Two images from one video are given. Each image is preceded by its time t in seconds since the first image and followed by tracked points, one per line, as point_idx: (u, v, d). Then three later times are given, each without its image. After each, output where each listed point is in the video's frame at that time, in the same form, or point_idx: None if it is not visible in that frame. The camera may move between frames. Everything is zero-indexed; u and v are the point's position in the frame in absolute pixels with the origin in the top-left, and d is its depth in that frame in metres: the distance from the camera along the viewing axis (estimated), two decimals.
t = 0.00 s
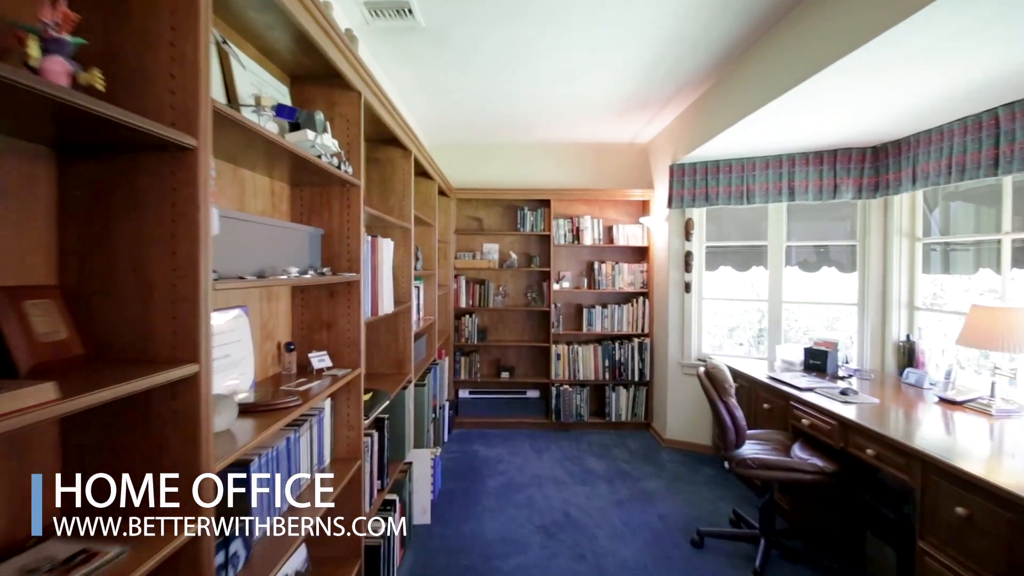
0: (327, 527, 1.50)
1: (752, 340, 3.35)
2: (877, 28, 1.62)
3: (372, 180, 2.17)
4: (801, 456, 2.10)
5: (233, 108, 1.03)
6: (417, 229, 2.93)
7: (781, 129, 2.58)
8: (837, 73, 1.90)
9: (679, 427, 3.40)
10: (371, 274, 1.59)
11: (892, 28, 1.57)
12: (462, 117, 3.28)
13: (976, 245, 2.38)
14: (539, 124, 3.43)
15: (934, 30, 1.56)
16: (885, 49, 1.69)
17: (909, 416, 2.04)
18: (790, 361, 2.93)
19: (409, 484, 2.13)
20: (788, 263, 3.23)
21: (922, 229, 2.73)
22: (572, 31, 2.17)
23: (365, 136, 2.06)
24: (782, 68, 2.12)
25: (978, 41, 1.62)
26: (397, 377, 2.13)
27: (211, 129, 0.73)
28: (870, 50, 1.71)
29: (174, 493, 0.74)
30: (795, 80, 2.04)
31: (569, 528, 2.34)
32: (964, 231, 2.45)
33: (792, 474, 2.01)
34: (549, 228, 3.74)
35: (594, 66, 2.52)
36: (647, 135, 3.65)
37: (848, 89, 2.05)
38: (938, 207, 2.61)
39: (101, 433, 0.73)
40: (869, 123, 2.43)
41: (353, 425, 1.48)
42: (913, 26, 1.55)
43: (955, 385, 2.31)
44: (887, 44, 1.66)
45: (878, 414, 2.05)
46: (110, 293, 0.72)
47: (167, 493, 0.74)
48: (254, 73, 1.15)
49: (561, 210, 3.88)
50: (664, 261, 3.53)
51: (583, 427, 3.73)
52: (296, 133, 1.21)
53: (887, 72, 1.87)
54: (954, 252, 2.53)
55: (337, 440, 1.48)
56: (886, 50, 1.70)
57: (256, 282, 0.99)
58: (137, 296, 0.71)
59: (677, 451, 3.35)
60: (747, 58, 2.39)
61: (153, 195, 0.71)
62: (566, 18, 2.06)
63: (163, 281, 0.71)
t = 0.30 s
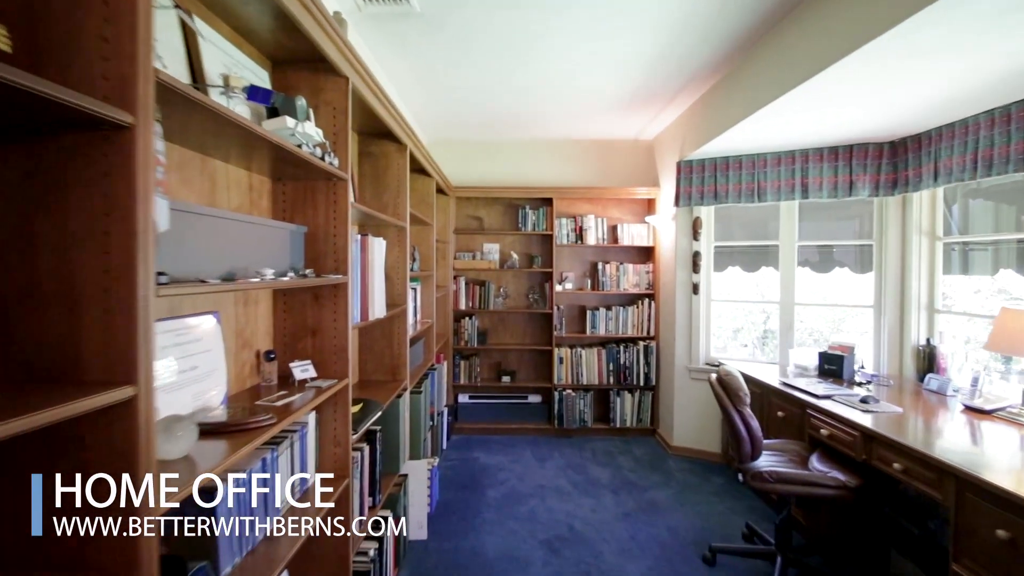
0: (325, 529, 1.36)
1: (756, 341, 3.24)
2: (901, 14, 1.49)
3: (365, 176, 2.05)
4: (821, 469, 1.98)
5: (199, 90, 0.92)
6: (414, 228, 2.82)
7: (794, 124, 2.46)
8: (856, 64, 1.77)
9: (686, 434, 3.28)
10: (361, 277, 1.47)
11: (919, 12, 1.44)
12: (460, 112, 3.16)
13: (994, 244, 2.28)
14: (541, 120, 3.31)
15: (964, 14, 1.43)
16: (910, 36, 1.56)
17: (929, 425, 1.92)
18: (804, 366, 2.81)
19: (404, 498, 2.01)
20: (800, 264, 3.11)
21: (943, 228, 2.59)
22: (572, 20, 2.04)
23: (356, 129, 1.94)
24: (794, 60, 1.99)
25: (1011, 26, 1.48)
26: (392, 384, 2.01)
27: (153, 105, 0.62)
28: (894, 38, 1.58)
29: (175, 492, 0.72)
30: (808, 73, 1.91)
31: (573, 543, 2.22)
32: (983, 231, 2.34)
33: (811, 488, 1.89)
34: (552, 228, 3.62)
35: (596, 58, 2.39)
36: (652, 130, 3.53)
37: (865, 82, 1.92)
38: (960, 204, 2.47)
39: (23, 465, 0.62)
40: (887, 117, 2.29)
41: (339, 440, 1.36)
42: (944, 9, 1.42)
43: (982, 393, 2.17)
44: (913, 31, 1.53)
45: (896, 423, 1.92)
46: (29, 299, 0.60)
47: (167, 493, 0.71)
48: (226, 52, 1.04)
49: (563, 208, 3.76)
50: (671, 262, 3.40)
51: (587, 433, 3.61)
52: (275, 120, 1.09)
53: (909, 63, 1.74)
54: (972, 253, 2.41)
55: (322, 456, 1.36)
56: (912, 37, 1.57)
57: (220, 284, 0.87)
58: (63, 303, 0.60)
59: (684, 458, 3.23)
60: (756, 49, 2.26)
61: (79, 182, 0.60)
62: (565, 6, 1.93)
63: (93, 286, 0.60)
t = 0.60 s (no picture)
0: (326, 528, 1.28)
1: (759, 342, 3.14)
2: (916, 5, 1.39)
3: (355, 172, 1.95)
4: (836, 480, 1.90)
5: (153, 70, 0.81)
6: (409, 228, 2.72)
7: (801, 121, 2.36)
8: (867, 59, 1.67)
9: (690, 441, 3.18)
10: (343, 279, 1.37)
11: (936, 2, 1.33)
12: (456, 108, 3.07)
13: (1009, 243, 2.18)
14: (539, 116, 3.20)
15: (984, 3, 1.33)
16: (926, 27, 1.46)
17: (946, 432, 1.81)
18: (814, 370, 2.71)
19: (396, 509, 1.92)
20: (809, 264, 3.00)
21: (959, 227, 2.46)
22: (567, 10, 1.94)
23: (345, 122, 1.84)
24: (800, 54, 1.89)
25: None
26: (383, 392, 1.92)
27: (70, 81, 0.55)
28: (909, 29, 1.47)
29: (176, 491, 0.75)
30: (815, 67, 1.81)
31: (572, 557, 2.11)
32: (997, 229, 2.24)
33: (824, 502, 1.82)
34: (552, 227, 3.52)
35: (595, 51, 2.29)
36: (656, 126, 3.42)
37: (877, 77, 1.82)
38: (977, 202, 2.35)
39: None
40: (901, 113, 2.19)
41: (319, 454, 1.27)
42: None
43: (1004, 400, 2.05)
44: (929, 22, 1.43)
45: (909, 431, 1.81)
46: None
47: (168, 493, 0.74)
48: (189, 31, 0.95)
49: (563, 207, 3.66)
50: (675, 262, 3.30)
51: (588, 438, 3.51)
52: (245, 105, 0.98)
53: (924, 57, 1.63)
54: (987, 252, 2.30)
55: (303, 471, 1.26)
56: (929, 29, 1.46)
57: (172, 288, 0.76)
58: None
59: (689, 465, 3.13)
60: (763, 40, 2.15)
61: None
62: None
63: None
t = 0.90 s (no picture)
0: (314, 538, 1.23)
1: (760, 345, 3.07)
2: None
3: (345, 172, 1.89)
4: (843, 492, 1.86)
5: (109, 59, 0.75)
6: (403, 230, 2.66)
7: (804, 120, 2.30)
8: (871, 56, 1.61)
9: (690, 447, 3.11)
10: (327, 284, 1.31)
11: None
12: (452, 108, 3.01)
13: (1016, 245, 2.12)
14: (536, 115, 3.14)
15: None
16: (934, 22, 1.40)
17: (953, 440, 1.74)
18: (817, 375, 2.64)
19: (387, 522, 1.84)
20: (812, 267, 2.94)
21: (966, 228, 2.40)
22: (561, 6, 1.88)
23: (334, 120, 1.78)
24: (802, 51, 1.83)
25: None
26: (374, 400, 1.85)
27: None
28: (916, 24, 1.41)
29: (175, 491, 0.76)
30: (818, 64, 1.75)
31: (568, 569, 2.05)
32: (1004, 230, 2.17)
33: (831, 514, 1.76)
34: (550, 229, 3.46)
35: (592, 48, 2.23)
36: (655, 126, 3.36)
37: (881, 74, 1.76)
38: (983, 203, 2.29)
39: None
40: (907, 112, 2.12)
41: (301, 465, 1.22)
42: None
43: (1015, 408, 1.98)
44: (937, 17, 1.37)
45: (916, 439, 1.75)
46: None
47: (167, 493, 0.75)
48: (155, 18, 0.88)
49: (562, 209, 3.60)
50: (675, 264, 3.24)
51: (587, 444, 3.44)
52: (219, 99, 0.92)
53: (931, 53, 1.57)
54: (994, 254, 2.24)
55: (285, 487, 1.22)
56: (936, 24, 1.40)
57: (126, 295, 0.70)
58: None
59: (689, 472, 3.06)
60: (764, 37, 2.09)
61: None
62: None
63: None
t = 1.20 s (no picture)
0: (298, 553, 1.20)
1: (757, 347, 3.05)
2: None
3: (336, 174, 1.86)
4: (841, 499, 1.83)
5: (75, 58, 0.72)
6: (397, 232, 2.62)
7: (801, 122, 2.28)
8: (869, 55, 1.58)
9: (687, 452, 3.09)
10: (312, 289, 1.28)
11: None
12: (446, 109, 2.99)
13: (1014, 248, 2.11)
14: (532, 117, 3.12)
15: None
16: (935, 21, 1.37)
17: (952, 445, 1.72)
18: (814, 379, 2.62)
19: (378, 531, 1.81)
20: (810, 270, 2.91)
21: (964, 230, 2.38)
22: (555, 6, 1.85)
23: (324, 121, 1.75)
24: (799, 52, 1.81)
25: None
26: (365, 406, 1.82)
27: None
28: (916, 23, 1.38)
29: (176, 491, 0.79)
30: (816, 65, 1.72)
31: None
32: (1002, 233, 2.16)
33: (829, 523, 1.74)
34: (545, 231, 3.44)
35: (587, 49, 2.20)
36: (652, 128, 3.34)
37: (879, 75, 1.73)
38: (981, 205, 2.27)
39: None
40: (905, 113, 2.10)
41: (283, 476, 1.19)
42: None
43: (1015, 413, 1.96)
44: (937, 15, 1.34)
45: (914, 445, 1.73)
46: None
47: (168, 493, 0.78)
48: (129, 16, 0.85)
49: (558, 211, 3.58)
50: (672, 267, 3.21)
51: (583, 448, 3.41)
52: (199, 100, 0.89)
53: (930, 53, 1.54)
54: (992, 257, 2.22)
55: (268, 498, 1.19)
56: (936, 23, 1.38)
57: (88, 305, 0.67)
58: None
59: (686, 477, 3.04)
60: (761, 38, 2.07)
61: None
62: None
63: None
